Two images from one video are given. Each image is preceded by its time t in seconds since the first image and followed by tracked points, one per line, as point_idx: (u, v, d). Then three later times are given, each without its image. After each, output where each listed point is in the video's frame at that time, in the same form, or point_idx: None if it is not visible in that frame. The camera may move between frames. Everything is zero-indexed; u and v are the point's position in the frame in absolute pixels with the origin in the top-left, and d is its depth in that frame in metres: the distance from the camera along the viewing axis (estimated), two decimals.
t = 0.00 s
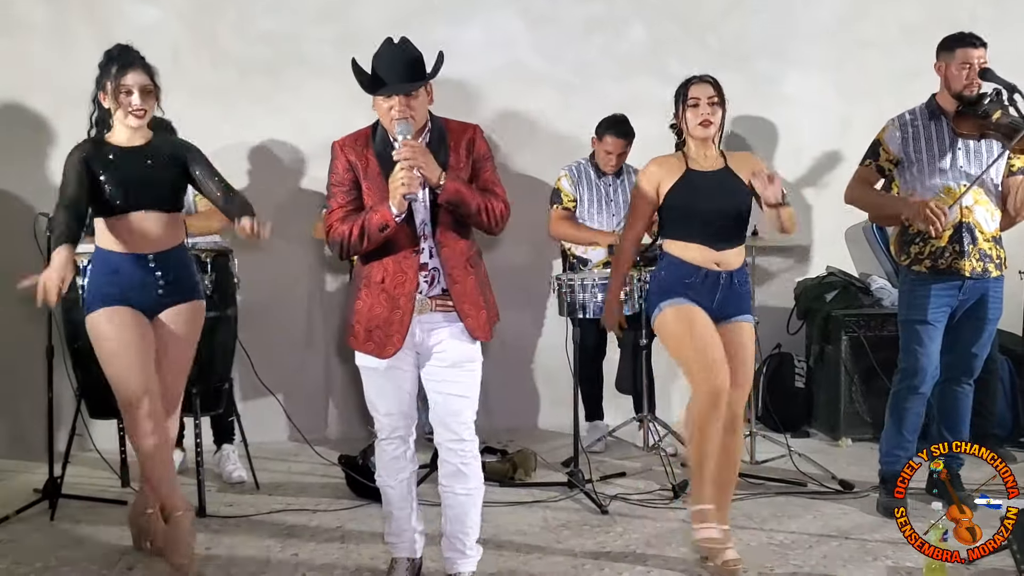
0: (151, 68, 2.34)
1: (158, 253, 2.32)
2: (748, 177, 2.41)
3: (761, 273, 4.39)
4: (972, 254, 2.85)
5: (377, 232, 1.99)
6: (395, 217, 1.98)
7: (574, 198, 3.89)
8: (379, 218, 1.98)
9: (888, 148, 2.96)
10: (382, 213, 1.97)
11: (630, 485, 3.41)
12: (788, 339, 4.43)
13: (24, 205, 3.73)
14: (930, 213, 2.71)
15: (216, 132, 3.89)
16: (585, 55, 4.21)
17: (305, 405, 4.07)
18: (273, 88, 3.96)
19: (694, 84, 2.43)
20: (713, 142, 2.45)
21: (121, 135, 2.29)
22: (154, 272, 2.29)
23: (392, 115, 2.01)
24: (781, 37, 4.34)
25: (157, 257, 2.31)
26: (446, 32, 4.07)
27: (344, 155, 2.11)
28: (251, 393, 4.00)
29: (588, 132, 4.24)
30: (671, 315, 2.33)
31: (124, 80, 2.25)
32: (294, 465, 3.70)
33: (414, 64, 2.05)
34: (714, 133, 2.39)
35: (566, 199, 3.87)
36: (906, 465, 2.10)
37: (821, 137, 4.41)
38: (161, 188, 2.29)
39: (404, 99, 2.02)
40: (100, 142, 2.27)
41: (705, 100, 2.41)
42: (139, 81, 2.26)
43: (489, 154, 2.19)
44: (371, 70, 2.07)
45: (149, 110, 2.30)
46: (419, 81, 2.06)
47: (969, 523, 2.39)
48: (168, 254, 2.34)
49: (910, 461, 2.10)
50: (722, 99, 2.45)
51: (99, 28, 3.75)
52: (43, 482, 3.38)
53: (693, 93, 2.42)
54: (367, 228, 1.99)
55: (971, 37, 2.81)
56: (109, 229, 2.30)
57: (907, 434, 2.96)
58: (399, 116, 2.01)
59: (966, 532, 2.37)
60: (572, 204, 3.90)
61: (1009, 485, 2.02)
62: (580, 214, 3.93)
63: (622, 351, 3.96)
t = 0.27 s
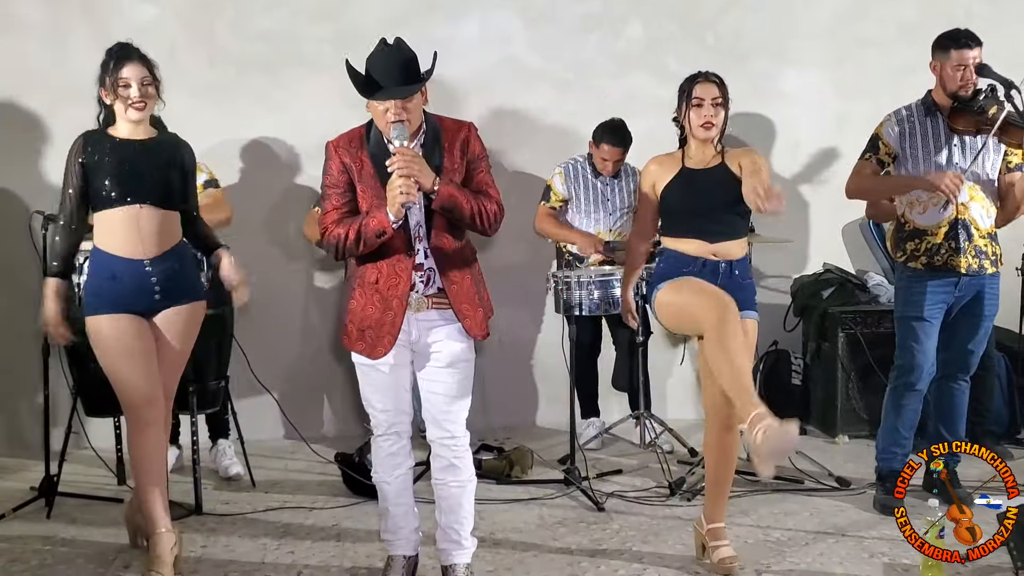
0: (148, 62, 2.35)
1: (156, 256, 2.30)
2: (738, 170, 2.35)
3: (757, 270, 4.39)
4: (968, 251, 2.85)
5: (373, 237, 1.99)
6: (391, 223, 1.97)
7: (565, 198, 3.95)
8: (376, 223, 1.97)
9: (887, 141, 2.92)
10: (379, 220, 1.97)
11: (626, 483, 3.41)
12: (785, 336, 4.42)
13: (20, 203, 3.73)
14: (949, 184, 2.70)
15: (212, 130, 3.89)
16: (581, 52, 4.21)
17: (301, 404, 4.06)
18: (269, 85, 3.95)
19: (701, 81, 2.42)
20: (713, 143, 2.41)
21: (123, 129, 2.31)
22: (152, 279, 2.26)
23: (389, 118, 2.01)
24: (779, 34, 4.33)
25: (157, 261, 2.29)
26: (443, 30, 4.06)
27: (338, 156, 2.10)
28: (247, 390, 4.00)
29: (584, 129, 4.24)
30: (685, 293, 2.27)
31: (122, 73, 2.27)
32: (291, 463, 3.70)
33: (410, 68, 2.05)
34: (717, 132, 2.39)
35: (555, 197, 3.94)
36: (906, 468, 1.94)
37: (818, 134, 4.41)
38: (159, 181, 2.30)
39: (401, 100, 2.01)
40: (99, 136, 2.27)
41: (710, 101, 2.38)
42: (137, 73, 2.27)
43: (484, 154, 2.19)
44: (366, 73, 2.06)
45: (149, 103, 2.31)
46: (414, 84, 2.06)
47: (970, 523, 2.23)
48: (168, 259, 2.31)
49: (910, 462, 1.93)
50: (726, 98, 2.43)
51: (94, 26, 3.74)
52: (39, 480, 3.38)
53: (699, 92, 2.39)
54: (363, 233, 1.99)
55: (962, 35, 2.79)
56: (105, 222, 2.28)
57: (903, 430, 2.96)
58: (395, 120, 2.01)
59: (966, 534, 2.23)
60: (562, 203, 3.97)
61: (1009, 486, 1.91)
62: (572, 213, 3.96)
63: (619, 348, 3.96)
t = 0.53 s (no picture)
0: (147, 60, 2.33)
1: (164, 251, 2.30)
2: (738, 172, 2.34)
3: (756, 268, 4.39)
4: (966, 249, 2.85)
5: (373, 234, 1.98)
6: (392, 221, 1.98)
7: (555, 200, 3.96)
8: (378, 220, 1.97)
9: (888, 138, 2.90)
10: (380, 216, 1.96)
11: (624, 482, 3.40)
12: (783, 334, 4.42)
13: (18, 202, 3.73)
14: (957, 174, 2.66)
15: (210, 128, 3.89)
16: (579, 50, 4.20)
17: (299, 403, 4.06)
18: (266, 84, 3.94)
19: (701, 77, 2.37)
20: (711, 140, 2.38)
21: (122, 128, 2.30)
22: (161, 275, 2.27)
23: (392, 109, 2.03)
24: (778, 33, 4.33)
25: (167, 257, 2.30)
26: (441, 28, 4.06)
27: (336, 151, 2.09)
28: (245, 390, 4.00)
29: (582, 127, 4.23)
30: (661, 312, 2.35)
31: (119, 72, 2.25)
32: (289, 463, 3.70)
33: (412, 59, 2.06)
34: (716, 130, 2.37)
35: (544, 200, 3.96)
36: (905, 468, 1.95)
37: (817, 132, 4.40)
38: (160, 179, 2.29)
39: (402, 91, 2.03)
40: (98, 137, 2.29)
41: (708, 97, 2.35)
42: (134, 72, 2.25)
43: (481, 152, 2.18)
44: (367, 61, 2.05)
45: (147, 101, 2.29)
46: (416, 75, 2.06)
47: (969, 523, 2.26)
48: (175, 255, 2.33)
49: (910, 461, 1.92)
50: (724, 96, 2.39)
51: (91, 25, 3.74)
52: (37, 480, 3.38)
53: (696, 88, 2.35)
54: (363, 229, 1.99)
55: (959, 31, 2.77)
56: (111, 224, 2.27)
57: (901, 429, 2.95)
58: (399, 112, 2.03)
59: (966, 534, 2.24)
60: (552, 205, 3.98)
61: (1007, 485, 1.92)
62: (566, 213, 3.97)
63: (617, 347, 3.96)
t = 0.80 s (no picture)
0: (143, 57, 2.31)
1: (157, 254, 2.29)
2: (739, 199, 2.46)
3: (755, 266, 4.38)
4: (965, 247, 2.84)
5: (354, 237, 2.00)
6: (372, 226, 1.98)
7: (552, 199, 3.95)
8: (357, 225, 1.98)
9: (887, 134, 2.91)
10: (358, 221, 1.98)
11: (623, 480, 3.40)
12: (783, 333, 4.41)
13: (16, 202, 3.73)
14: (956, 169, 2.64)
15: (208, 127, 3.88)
16: (578, 48, 4.19)
17: (298, 402, 4.06)
18: (263, 83, 3.93)
19: (689, 96, 2.42)
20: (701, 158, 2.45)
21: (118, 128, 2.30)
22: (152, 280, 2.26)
23: (399, 87, 2.03)
24: (777, 30, 4.32)
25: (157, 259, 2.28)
26: (439, 26, 4.05)
27: (328, 143, 2.09)
28: (244, 389, 3.99)
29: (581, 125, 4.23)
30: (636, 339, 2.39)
31: (116, 73, 2.23)
32: (287, 462, 3.70)
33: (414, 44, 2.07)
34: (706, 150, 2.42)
35: (540, 199, 3.96)
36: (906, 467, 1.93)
37: (816, 130, 4.39)
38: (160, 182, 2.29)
39: (405, 69, 2.04)
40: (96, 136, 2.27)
41: (699, 114, 2.40)
42: (132, 75, 2.23)
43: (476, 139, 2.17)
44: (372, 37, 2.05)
45: (143, 102, 2.28)
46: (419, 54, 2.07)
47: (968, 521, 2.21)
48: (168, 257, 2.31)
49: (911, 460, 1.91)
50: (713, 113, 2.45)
51: (88, 23, 3.73)
52: (35, 479, 3.37)
53: (687, 105, 2.40)
54: (346, 230, 2.00)
55: (955, 28, 2.75)
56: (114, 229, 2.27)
57: (901, 427, 2.95)
58: (405, 88, 2.03)
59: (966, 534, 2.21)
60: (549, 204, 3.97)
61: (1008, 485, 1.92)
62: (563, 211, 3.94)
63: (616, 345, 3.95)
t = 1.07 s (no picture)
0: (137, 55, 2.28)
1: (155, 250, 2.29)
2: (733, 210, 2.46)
3: (752, 263, 4.38)
4: (961, 243, 2.84)
5: (339, 226, 2.01)
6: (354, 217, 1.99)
7: (554, 196, 3.93)
8: (340, 216, 1.99)
9: (881, 132, 2.90)
10: (342, 213, 1.99)
11: (620, 478, 3.40)
12: (780, 330, 4.41)
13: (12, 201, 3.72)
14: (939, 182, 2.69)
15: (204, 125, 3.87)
16: (574, 45, 4.19)
17: (295, 400, 4.06)
18: (259, 81, 3.93)
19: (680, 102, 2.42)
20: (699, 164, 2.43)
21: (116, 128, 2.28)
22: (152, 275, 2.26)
23: (398, 82, 2.01)
24: (773, 27, 4.32)
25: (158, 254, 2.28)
26: (435, 23, 4.05)
27: (319, 133, 2.11)
28: (241, 387, 3.99)
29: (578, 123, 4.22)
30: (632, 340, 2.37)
31: (110, 73, 2.21)
32: (284, 460, 3.70)
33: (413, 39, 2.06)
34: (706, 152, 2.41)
35: (544, 198, 3.92)
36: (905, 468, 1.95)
37: (812, 127, 4.39)
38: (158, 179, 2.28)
39: (403, 67, 2.03)
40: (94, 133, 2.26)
41: (694, 120, 2.40)
42: (126, 75, 2.21)
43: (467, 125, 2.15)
44: (373, 30, 2.03)
45: (138, 102, 2.27)
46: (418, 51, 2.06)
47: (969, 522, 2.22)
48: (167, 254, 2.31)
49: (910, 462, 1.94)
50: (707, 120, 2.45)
51: (84, 21, 3.72)
52: (32, 478, 3.37)
53: (681, 112, 2.40)
54: (331, 218, 2.01)
55: (950, 25, 2.77)
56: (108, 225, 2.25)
57: (897, 424, 2.95)
58: (404, 83, 2.01)
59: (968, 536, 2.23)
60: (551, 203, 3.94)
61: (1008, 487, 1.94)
62: (566, 211, 3.94)
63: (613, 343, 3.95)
